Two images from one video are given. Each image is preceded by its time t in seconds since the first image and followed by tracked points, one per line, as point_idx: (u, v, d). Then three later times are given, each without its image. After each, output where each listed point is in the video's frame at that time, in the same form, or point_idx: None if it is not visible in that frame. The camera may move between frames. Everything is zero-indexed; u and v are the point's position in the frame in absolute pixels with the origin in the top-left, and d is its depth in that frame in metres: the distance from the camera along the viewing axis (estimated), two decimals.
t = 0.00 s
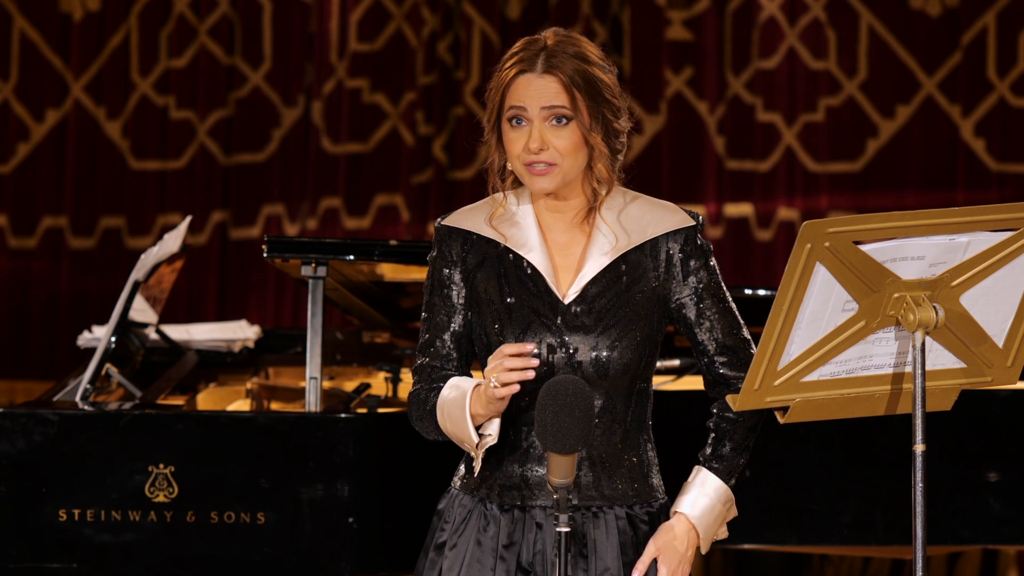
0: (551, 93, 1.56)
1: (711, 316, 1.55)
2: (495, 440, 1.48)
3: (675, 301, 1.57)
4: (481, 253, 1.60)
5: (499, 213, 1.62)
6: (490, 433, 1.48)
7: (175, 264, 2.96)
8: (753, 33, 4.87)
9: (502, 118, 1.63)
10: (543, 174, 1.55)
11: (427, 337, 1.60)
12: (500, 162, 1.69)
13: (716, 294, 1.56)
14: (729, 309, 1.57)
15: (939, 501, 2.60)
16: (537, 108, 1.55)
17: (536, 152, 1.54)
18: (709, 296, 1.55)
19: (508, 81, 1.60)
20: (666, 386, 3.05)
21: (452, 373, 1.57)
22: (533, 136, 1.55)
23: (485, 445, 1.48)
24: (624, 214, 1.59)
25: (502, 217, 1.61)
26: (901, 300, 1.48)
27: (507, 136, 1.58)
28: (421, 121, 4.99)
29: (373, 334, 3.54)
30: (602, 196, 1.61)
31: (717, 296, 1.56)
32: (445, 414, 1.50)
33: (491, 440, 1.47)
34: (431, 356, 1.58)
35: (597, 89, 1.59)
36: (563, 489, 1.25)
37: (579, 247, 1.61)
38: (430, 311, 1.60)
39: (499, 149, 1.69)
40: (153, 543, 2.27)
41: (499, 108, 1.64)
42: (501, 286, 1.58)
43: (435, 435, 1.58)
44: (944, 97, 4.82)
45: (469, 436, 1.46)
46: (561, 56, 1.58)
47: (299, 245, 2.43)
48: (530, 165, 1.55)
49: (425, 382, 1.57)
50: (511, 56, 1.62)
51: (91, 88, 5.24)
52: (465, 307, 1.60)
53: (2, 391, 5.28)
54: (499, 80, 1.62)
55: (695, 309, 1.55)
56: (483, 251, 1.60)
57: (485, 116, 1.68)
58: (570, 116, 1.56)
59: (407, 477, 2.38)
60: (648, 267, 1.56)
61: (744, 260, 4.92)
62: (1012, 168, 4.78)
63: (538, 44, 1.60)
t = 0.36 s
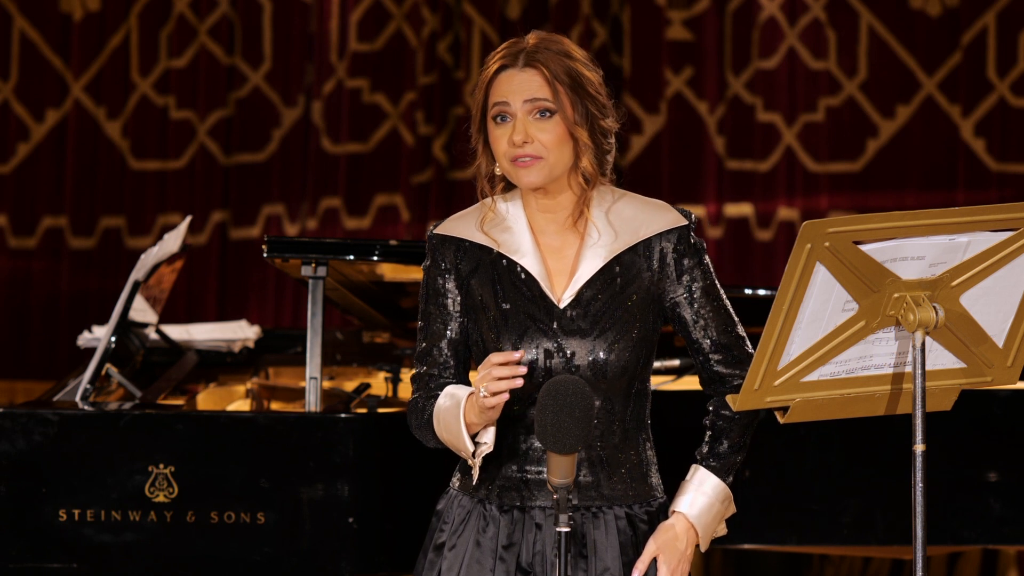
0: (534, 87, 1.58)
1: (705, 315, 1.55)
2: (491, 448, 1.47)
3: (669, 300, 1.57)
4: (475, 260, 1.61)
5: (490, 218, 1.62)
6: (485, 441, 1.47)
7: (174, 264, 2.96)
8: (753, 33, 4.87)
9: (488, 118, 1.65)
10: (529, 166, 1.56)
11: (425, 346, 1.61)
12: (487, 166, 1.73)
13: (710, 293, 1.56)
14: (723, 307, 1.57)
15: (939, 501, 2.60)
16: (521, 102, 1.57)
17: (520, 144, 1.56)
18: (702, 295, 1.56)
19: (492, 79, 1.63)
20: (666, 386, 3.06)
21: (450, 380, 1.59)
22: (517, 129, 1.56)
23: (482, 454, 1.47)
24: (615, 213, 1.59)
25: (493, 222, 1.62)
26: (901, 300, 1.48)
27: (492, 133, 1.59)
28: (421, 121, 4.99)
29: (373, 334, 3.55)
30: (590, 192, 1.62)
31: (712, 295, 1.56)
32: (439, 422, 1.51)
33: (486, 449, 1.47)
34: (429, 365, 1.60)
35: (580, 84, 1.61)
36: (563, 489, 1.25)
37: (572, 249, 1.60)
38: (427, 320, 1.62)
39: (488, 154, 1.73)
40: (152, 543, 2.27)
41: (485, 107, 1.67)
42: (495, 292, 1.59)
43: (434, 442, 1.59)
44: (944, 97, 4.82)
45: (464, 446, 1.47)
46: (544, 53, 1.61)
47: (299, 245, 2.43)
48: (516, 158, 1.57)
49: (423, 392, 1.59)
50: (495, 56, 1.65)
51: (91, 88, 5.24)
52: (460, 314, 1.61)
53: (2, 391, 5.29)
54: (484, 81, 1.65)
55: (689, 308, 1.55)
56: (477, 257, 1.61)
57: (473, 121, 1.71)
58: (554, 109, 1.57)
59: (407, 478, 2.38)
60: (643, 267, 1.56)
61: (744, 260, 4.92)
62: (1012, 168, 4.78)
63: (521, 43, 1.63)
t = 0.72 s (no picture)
0: (520, 84, 1.59)
1: (701, 315, 1.55)
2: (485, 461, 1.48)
3: (666, 300, 1.57)
4: (470, 262, 1.61)
5: (484, 222, 1.63)
6: (480, 454, 1.48)
7: (175, 264, 2.96)
8: (753, 33, 4.87)
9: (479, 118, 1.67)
10: (517, 162, 1.58)
11: (422, 349, 1.62)
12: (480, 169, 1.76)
13: (706, 293, 1.56)
14: (719, 306, 1.57)
15: (939, 501, 2.60)
16: (507, 99, 1.59)
17: (508, 140, 1.57)
18: (698, 296, 1.55)
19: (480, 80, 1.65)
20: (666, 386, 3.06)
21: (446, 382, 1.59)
22: (504, 125, 1.58)
23: (477, 465, 1.48)
24: (608, 212, 1.59)
25: (487, 225, 1.63)
26: (901, 300, 1.48)
27: (482, 133, 1.62)
28: (421, 121, 4.99)
29: (373, 333, 3.55)
30: (582, 189, 1.63)
31: (708, 296, 1.56)
32: (435, 431, 1.52)
33: (481, 461, 1.48)
34: (426, 367, 1.61)
35: (567, 80, 1.62)
36: (563, 489, 1.25)
37: (568, 250, 1.61)
38: (423, 322, 1.62)
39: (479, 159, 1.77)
40: (152, 542, 2.27)
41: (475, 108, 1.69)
42: (491, 294, 1.59)
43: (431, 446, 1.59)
44: (943, 97, 4.82)
45: (459, 458, 1.48)
46: (531, 51, 1.62)
47: (299, 245, 2.43)
48: (505, 155, 1.58)
49: (419, 395, 1.59)
50: (485, 57, 1.67)
51: (92, 88, 5.24)
52: (456, 317, 1.61)
53: (2, 391, 5.29)
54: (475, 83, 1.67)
55: (685, 308, 1.55)
56: (472, 260, 1.61)
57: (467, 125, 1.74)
58: (541, 105, 1.59)
59: (407, 479, 2.37)
60: (638, 268, 1.56)
61: (744, 260, 4.92)
62: (1013, 168, 4.78)
63: (507, 44, 1.65)
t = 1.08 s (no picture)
0: (520, 79, 1.60)
1: (699, 317, 1.55)
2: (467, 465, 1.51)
3: (664, 302, 1.57)
4: (468, 264, 1.61)
5: (482, 222, 1.63)
6: (462, 459, 1.50)
7: (175, 264, 2.96)
8: (753, 33, 4.87)
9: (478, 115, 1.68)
10: (515, 155, 1.58)
11: (418, 348, 1.63)
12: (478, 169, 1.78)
13: (706, 294, 1.56)
14: (718, 307, 1.57)
15: (939, 501, 2.60)
16: (506, 93, 1.60)
17: (506, 132, 1.58)
18: (697, 297, 1.55)
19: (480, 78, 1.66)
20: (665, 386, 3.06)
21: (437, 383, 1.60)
22: (502, 118, 1.59)
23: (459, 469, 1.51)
24: (607, 212, 1.59)
25: (485, 226, 1.63)
26: (901, 300, 1.48)
27: (480, 128, 1.62)
28: (421, 121, 4.99)
29: (373, 333, 3.56)
30: (580, 187, 1.63)
31: (708, 298, 1.56)
32: (420, 432, 1.53)
33: (462, 466, 1.50)
34: (420, 367, 1.61)
35: (567, 77, 1.63)
36: (563, 489, 1.25)
37: (567, 252, 1.60)
38: (420, 324, 1.63)
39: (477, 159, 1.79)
40: (152, 542, 2.27)
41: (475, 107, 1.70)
42: (489, 295, 1.59)
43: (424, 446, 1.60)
44: (944, 97, 4.82)
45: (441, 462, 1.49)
46: (531, 48, 1.64)
47: (299, 245, 2.43)
48: (503, 148, 1.58)
49: (411, 394, 1.60)
50: (486, 55, 1.69)
51: (92, 88, 5.24)
52: (454, 319, 1.62)
53: (2, 391, 5.29)
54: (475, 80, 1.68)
55: (684, 310, 1.55)
56: (470, 261, 1.61)
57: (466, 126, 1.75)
58: (539, 100, 1.60)
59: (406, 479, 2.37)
60: (637, 270, 1.56)
61: (744, 260, 4.92)
62: (1013, 168, 4.78)
63: (507, 43, 1.66)
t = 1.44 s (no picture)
0: (537, 81, 1.61)
1: (700, 318, 1.55)
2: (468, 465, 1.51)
3: (665, 303, 1.57)
4: (469, 266, 1.61)
5: (485, 224, 1.64)
6: (463, 460, 1.51)
7: (174, 264, 2.96)
8: (753, 33, 4.87)
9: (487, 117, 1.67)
10: (534, 157, 1.58)
11: (421, 350, 1.63)
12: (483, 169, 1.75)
13: (706, 295, 1.56)
14: (719, 309, 1.57)
15: (939, 501, 2.60)
16: (525, 95, 1.60)
17: (526, 135, 1.57)
18: (698, 299, 1.55)
19: (493, 77, 1.66)
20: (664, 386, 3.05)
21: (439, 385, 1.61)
22: (522, 120, 1.58)
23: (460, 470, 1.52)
24: (612, 213, 1.60)
25: (488, 227, 1.63)
26: (901, 300, 1.48)
27: (494, 128, 1.62)
28: (421, 121, 4.99)
29: (373, 333, 3.56)
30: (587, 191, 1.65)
31: (709, 299, 1.56)
32: (421, 433, 1.54)
33: (463, 467, 1.50)
34: (423, 368, 1.62)
35: (580, 80, 1.64)
36: (563, 489, 1.25)
37: (569, 253, 1.61)
38: (423, 325, 1.63)
39: (484, 157, 1.75)
40: (152, 542, 2.27)
41: (483, 105, 1.69)
42: (490, 297, 1.59)
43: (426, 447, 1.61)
44: (943, 97, 4.82)
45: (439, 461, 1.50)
46: (545, 50, 1.64)
47: (299, 245, 2.43)
48: (521, 150, 1.58)
49: (414, 397, 1.60)
50: (494, 56, 1.69)
51: (92, 88, 5.24)
52: (456, 321, 1.62)
53: (2, 391, 5.29)
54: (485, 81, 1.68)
55: (685, 311, 1.55)
56: (471, 263, 1.61)
57: (469, 124, 1.74)
58: (557, 103, 1.60)
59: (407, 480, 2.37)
60: (638, 271, 1.56)
61: (744, 260, 4.91)
62: (1013, 168, 4.78)
63: (520, 43, 1.66)
